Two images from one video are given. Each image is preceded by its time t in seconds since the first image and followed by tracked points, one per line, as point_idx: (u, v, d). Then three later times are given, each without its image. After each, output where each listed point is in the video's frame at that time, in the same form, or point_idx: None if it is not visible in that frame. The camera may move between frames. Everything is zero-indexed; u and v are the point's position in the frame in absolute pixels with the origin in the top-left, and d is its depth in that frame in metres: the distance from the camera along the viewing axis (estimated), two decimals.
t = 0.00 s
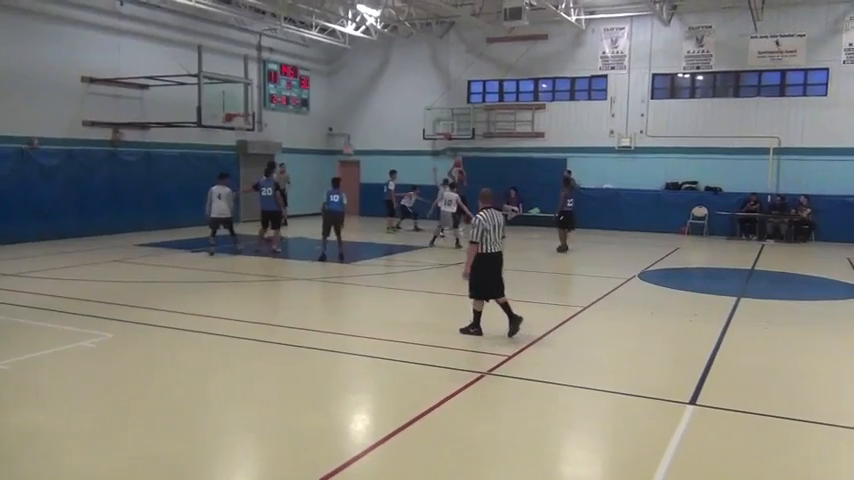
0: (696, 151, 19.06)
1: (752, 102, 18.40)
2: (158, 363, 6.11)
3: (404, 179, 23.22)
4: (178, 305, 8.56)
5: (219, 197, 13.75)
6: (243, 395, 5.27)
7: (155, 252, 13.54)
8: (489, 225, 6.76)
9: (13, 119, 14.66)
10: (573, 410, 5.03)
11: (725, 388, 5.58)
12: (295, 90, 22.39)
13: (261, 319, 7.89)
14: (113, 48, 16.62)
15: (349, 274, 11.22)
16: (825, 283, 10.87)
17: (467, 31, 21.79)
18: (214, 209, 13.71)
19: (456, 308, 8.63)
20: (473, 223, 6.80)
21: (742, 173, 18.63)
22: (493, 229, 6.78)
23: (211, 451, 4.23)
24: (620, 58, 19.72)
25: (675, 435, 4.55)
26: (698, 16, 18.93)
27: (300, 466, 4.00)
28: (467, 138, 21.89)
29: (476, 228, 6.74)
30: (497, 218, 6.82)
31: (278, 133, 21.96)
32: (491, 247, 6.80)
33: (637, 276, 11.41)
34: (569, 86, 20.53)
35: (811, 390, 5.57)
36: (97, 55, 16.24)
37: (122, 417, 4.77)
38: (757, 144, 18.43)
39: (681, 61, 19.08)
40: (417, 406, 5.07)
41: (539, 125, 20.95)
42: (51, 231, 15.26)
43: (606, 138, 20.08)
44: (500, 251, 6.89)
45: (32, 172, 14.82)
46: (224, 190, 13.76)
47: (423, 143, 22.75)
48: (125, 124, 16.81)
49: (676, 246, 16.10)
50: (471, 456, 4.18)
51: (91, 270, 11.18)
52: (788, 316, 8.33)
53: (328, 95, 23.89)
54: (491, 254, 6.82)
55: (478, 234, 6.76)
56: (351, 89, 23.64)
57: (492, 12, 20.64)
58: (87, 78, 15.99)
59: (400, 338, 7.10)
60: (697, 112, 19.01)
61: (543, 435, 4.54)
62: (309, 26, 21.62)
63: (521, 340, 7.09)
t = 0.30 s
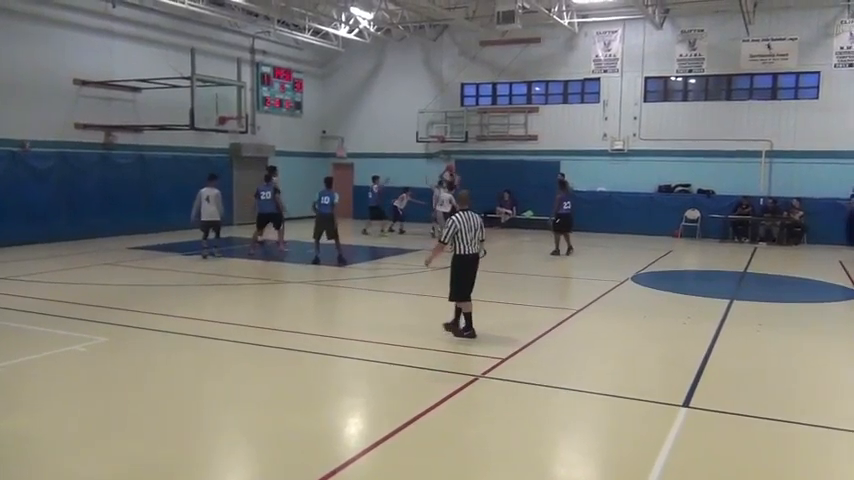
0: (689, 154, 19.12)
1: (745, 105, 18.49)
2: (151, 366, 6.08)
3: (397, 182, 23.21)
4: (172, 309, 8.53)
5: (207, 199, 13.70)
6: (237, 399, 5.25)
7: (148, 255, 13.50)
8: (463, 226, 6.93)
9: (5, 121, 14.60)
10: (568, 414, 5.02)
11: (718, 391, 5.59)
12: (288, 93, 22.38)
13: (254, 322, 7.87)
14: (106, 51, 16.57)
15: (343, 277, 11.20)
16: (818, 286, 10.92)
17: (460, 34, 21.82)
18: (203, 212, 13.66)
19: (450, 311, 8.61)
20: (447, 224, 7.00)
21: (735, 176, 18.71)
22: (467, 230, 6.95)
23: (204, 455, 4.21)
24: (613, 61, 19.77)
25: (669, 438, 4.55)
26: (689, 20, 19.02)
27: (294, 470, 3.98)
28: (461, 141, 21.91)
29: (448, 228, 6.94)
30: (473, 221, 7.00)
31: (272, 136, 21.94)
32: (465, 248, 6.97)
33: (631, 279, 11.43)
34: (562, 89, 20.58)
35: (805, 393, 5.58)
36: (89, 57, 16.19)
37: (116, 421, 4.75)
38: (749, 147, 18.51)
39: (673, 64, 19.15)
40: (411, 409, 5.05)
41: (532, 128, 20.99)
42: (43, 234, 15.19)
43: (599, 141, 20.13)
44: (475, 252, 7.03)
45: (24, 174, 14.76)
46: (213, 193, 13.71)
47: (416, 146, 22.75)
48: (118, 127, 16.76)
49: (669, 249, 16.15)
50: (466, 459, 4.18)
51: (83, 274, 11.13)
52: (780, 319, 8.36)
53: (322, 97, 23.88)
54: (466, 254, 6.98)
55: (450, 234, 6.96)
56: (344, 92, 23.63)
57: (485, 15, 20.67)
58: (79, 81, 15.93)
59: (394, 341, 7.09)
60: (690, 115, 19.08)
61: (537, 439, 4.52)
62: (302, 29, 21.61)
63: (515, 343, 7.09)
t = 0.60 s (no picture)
0: (689, 156, 19.12)
1: (744, 107, 18.49)
2: (151, 372, 6.06)
3: (398, 185, 23.20)
4: (172, 313, 8.52)
5: (209, 205, 13.69)
6: (238, 404, 5.23)
7: (149, 260, 13.50)
8: (449, 230, 7.00)
9: (5, 127, 14.60)
10: (569, 416, 5.01)
11: (721, 394, 5.57)
12: (288, 98, 22.40)
13: (255, 326, 7.86)
14: (106, 56, 16.58)
15: (343, 281, 11.20)
16: (819, 287, 10.90)
17: (460, 38, 21.84)
18: (205, 218, 13.67)
19: (451, 314, 8.61)
20: (433, 227, 7.04)
21: (735, 178, 18.70)
22: (452, 234, 7.03)
23: (206, 460, 4.19)
24: (612, 63, 19.78)
25: (672, 441, 4.53)
26: (689, 22, 19.03)
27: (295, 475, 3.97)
28: (461, 144, 21.93)
29: (435, 231, 6.99)
30: (458, 224, 7.09)
31: (272, 140, 21.94)
32: (450, 250, 7.02)
33: (632, 281, 11.42)
34: (562, 92, 20.58)
35: (807, 395, 5.56)
36: (89, 62, 16.20)
37: (116, 426, 4.73)
38: (749, 149, 18.51)
39: (673, 66, 19.16)
40: (413, 413, 5.03)
41: (532, 131, 21.01)
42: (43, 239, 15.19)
43: (599, 144, 20.14)
44: (460, 255, 7.12)
45: (25, 179, 14.78)
46: (214, 198, 13.70)
47: (416, 150, 22.76)
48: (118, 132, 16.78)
49: (669, 251, 16.14)
50: (467, 464, 4.15)
51: (84, 279, 11.13)
52: (782, 321, 8.35)
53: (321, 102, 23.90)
54: (451, 257, 7.04)
55: (437, 237, 7.01)
56: (344, 96, 23.65)
57: (485, 18, 20.68)
58: (79, 86, 15.95)
59: (394, 345, 7.09)
60: (689, 117, 19.09)
61: (539, 443, 4.51)
62: (302, 33, 21.64)
63: (516, 347, 7.07)
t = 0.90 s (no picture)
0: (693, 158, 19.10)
1: (748, 110, 18.47)
2: (156, 376, 6.06)
3: (401, 189, 23.20)
4: (176, 318, 8.52)
5: (217, 208, 13.69)
6: (242, 408, 5.23)
7: (153, 264, 13.51)
8: (440, 230, 7.08)
9: (9, 132, 14.64)
10: (575, 420, 5.00)
11: (726, 397, 5.55)
12: (291, 102, 22.44)
13: (259, 331, 7.86)
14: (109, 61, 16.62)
15: (347, 284, 11.19)
16: (823, 290, 10.87)
17: (462, 41, 21.86)
18: (214, 221, 13.70)
19: (455, 318, 8.60)
20: (424, 227, 7.09)
21: (739, 180, 18.67)
22: (443, 234, 7.11)
23: (209, 464, 4.18)
24: (615, 66, 19.79)
25: (677, 444, 4.52)
26: (692, 24, 19.01)
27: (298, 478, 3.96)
28: (464, 147, 21.90)
29: (428, 231, 7.03)
30: (447, 225, 7.18)
31: (275, 144, 21.97)
32: (440, 251, 7.11)
33: (636, 284, 11.40)
34: (565, 94, 20.59)
35: (813, 398, 5.54)
36: (92, 67, 16.24)
37: (120, 430, 4.73)
38: (753, 151, 18.48)
39: (676, 69, 19.14)
40: (417, 417, 5.02)
41: (536, 134, 21.01)
42: (47, 244, 15.22)
43: (603, 146, 20.12)
44: (449, 256, 7.21)
45: (29, 184, 14.81)
46: (223, 201, 13.69)
47: (419, 153, 22.77)
48: (121, 136, 16.81)
49: (673, 254, 16.12)
50: (471, 467, 4.14)
51: (88, 283, 11.15)
52: (787, 324, 8.33)
53: (325, 106, 23.93)
54: (441, 257, 7.12)
55: (429, 237, 7.06)
56: (348, 100, 23.68)
57: (487, 22, 20.69)
58: (83, 91, 15.99)
59: (398, 349, 7.08)
60: (692, 120, 19.08)
61: (544, 446, 4.49)
62: (305, 37, 21.67)
63: (521, 350, 7.06)
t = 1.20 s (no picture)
0: (701, 162, 19.05)
1: (756, 113, 18.41)
2: (165, 379, 6.08)
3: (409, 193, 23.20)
4: (184, 320, 8.55)
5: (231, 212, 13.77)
6: (250, 411, 5.24)
7: (162, 268, 13.57)
8: (432, 234, 7.11)
9: (18, 136, 14.72)
10: (584, 424, 4.98)
11: (736, 401, 5.53)
12: (299, 106, 22.50)
13: (267, 334, 7.88)
14: (118, 65, 16.71)
15: (354, 288, 11.20)
16: (833, 294, 10.82)
17: (470, 45, 21.89)
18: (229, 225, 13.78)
19: (464, 322, 8.60)
20: (417, 232, 7.13)
21: (748, 183, 18.60)
22: (435, 238, 7.14)
23: (218, 468, 4.20)
24: (623, 69, 19.76)
25: (686, 448, 4.51)
26: (700, 28, 18.97)
27: None
28: (471, 151, 21.89)
29: (419, 236, 7.07)
30: (440, 229, 7.20)
31: (283, 148, 22.03)
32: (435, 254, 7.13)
33: (644, 288, 11.36)
34: (572, 98, 20.58)
35: (825, 402, 5.50)
36: (101, 72, 16.33)
37: (129, 433, 4.75)
38: (761, 155, 18.41)
39: (684, 72, 19.11)
40: (426, 421, 5.02)
41: (543, 138, 20.99)
42: (56, 248, 15.30)
43: (610, 150, 20.09)
44: (444, 259, 7.22)
45: (38, 188, 14.90)
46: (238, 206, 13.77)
47: (427, 157, 22.79)
48: (130, 141, 16.89)
49: (681, 257, 16.08)
50: (480, 471, 4.14)
51: (97, 287, 11.20)
52: (797, 327, 8.29)
53: (332, 109, 23.99)
54: (435, 261, 7.14)
55: (422, 241, 7.10)
56: (355, 104, 23.73)
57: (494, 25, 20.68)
58: (92, 96, 16.09)
59: (407, 352, 7.08)
60: (700, 123, 19.04)
61: (552, 451, 4.49)
62: (313, 41, 21.73)
63: (529, 354, 7.06)
